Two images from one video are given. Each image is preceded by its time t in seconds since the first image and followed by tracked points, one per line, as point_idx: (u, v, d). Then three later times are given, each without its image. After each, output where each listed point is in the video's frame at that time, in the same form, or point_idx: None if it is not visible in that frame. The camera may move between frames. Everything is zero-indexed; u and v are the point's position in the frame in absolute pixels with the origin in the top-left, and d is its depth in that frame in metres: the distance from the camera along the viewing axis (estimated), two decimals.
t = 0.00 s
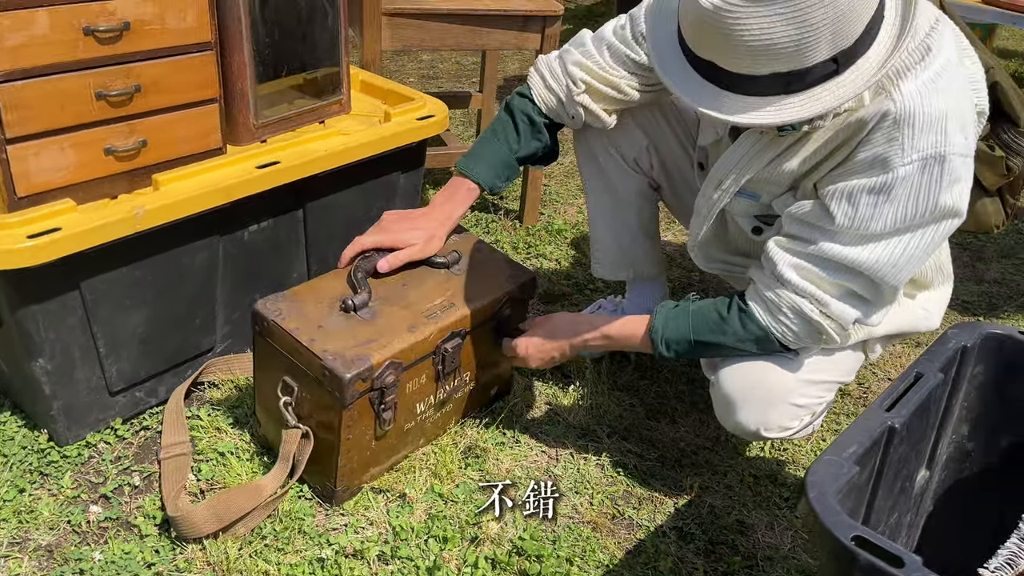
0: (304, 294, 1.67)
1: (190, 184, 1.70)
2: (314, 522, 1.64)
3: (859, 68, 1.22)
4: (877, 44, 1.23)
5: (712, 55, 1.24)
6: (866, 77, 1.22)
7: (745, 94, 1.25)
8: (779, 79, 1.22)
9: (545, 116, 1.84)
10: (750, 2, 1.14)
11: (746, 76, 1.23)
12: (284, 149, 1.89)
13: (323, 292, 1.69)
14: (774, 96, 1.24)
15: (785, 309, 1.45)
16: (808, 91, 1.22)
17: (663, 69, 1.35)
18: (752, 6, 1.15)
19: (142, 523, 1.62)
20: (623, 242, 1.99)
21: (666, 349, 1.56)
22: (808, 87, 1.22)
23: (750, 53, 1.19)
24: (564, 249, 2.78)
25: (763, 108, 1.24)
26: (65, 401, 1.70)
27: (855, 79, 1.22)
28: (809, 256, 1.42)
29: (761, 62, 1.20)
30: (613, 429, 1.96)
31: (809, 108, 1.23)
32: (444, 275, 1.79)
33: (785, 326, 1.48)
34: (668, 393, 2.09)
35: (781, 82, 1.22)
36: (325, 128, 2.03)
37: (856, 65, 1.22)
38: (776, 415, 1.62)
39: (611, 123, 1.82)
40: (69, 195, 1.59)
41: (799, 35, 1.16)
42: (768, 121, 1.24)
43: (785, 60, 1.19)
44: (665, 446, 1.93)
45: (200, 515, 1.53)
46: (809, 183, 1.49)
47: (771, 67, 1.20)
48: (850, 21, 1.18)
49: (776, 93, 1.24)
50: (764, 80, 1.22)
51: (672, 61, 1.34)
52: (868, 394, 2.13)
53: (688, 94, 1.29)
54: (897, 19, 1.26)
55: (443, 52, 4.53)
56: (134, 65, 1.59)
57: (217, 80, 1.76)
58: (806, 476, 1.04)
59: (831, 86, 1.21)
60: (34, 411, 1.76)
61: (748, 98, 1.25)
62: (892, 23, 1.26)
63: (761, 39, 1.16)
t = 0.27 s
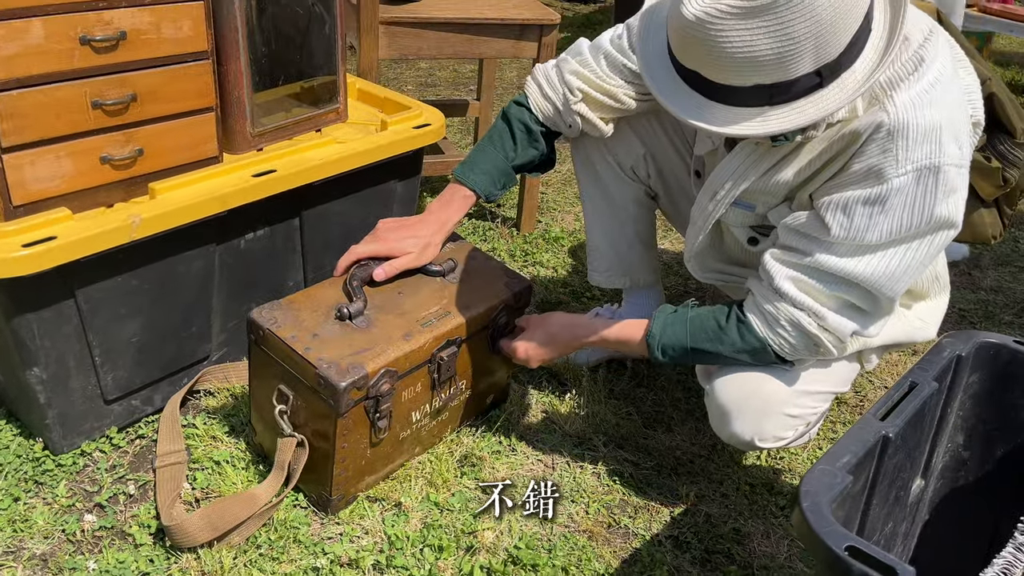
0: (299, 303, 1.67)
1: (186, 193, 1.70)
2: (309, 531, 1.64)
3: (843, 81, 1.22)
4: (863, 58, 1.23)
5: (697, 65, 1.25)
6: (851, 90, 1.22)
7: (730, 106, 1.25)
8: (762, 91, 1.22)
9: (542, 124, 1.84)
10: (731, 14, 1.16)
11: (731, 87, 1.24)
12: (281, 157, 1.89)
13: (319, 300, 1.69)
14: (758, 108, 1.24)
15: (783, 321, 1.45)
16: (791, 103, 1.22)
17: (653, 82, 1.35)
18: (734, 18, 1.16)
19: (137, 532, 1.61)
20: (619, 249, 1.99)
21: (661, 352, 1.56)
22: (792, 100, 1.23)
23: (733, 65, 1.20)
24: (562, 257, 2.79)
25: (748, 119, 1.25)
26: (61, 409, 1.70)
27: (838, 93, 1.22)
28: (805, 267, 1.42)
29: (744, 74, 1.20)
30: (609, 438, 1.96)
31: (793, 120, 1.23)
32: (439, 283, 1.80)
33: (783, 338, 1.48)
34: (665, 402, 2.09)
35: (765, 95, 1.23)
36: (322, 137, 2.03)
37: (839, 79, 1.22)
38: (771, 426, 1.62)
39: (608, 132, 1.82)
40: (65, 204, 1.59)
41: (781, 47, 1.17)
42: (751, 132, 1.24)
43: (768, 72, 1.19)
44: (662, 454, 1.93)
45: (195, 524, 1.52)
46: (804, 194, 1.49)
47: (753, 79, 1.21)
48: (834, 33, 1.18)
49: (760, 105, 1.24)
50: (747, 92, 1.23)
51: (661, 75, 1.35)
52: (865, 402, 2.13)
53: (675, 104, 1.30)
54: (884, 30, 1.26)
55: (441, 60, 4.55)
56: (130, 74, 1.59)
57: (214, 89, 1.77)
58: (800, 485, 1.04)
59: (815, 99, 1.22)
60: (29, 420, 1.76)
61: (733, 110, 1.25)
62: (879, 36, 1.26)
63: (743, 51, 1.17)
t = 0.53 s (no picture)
0: (301, 307, 1.68)
1: (189, 198, 1.71)
2: (310, 536, 1.64)
3: (842, 87, 1.23)
4: (863, 64, 1.24)
5: (698, 70, 1.25)
6: (850, 96, 1.22)
7: (731, 110, 1.26)
8: (763, 96, 1.23)
9: (543, 129, 1.84)
10: (731, 20, 1.16)
11: (733, 93, 1.24)
12: (283, 162, 1.90)
13: (320, 305, 1.69)
14: (759, 113, 1.24)
15: (787, 330, 1.45)
16: (792, 108, 1.23)
17: (654, 88, 1.36)
18: (734, 23, 1.16)
19: (139, 537, 1.62)
20: (621, 255, 1.99)
21: (664, 354, 1.57)
22: (793, 104, 1.23)
23: (733, 70, 1.20)
24: (563, 261, 2.79)
25: (749, 124, 1.25)
26: (63, 414, 1.70)
27: (838, 99, 1.22)
28: (809, 274, 1.42)
29: (744, 79, 1.21)
30: (611, 443, 1.97)
31: (794, 124, 1.23)
32: (441, 288, 1.80)
33: (787, 346, 1.48)
34: (666, 407, 2.09)
35: (765, 100, 1.23)
36: (324, 142, 2.04)
37: (839, 85, 1.22)
38: (775, 433, 1.62)
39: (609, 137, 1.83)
40: (67, 209, 1.60)
41: (780, 53, 1.17)
42: (752, 136, 1.25)
43: (768, 78, 1.20)
44: (663, 459, 1.93)
45: (197, 528, 1.53)
46: (807, 201, 1.49)
47: (754, 84, 1.21)
48: (835, 38, 1.19)
49: (760, 110, 1.24)
50: (748, 98, 1.24)
51: (662, 81, 1.35)
52: (866, 407, 2.13)
53: (676, 109, 1.31)
54: (884, 36, 1.27)
55: (443, 65, 4.56)
56: (133, 80, 1.60)
57: (217, 94, 1.77)
58: (801, 491, 1.05)
59: (816, 104, 1.22)
60: (31, 424, 1.76)
61: (734, 115, 1.26)
62: (879, 42, 1.26)
63: (744, 56, 1.18)
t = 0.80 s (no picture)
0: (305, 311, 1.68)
1: (194, 201, 1.71)
2: (313, 539, 1.65)
3: (846, 89, 1.23)
4: (868, 65, 1.24)
5: (703, 71, 1.25)
6: (853, 99, 1.23)
7: (735, 111, 1.26)
8: (767, 97, 1.23)
9: (547, 132, 1.85)
10: (736, 21, 1.16)
11: (737, 94, 1.24)
12: (288, 166, 1.91)
13: (324, 308, 1.70)
14: (763, 114, 1.25)
15: (788, 331, 1.46)
16: (796, 109, 1.23)
17: (659, 89, 1.36)
18: (738, 24, 1.16)
19: (142, 539, 1.62)
20: (624, 259, 1.99)
21: (667, 361, 1.57)
22: (798, 106, 1.23)
23: (738, 71, 1.21)
24: (566, 265, 2.79)
25: (753, 126, 1.25)
26: (68, 416, 1.71)
27: (842, 99, 1.23)
28: (811, 276, 1.43)
29: (749, 80, 1.21)
30: (614, 446, 1.97)
31: (799, 126, 1.24)
32: (444, 292, 1.81)
33: (788, 347, 1.48)
34: (669, 410, 2.09)
35: (770, 101, 1.23)
36: (328, 146, 2.04)
37: (843, 87, 1.23)
38: (780, 437, 1.62)
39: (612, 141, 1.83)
40: (73, 212, 1.61)
41: (785, 54, 1.17)
42: (757, 138, 1.25)
43: (773, 79, 1.20)
44: (666, 463, 1.93)
45: (200, 531, 1.53)
46: (811, 204, 1.50)
47: (758, 86, 1.21)
48: (840, 40, 1.19)
49: (765, 111, 1.25)
50: (753, 99, 1.24)
51: (667, 82, 1.35)
52: (870, 411, 2.13)
53: (681, 110, 1.31)
54: (889, 38, 1.26)
55: (447, 69, 4.57)
56: (139, 84, 1.61)
57: (222, 98, 1.78)
58: (803, 495, 1.05)
59: (820, 105, 1.23)
60: (36, 427, 1.77)
61: (739, 116, 1.26)
62: (884, 43, 1.26)
63: (748, 57, 1.18)
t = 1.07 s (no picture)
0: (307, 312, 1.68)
1: (198, 202, 1.72)
2: (315, 540, 1.64)
3: (856, 91, 1.22)
4: (878, 67, 1.23)
5: (712, 73, 1.25)
6: (863, 100, 1.22)
7: (745, 113, 1.26)
8: (777, 99, 1.23)
9: (552, 135, 1.85)
10: (747, 22, 1.16)
11: (747, 96, 1.24)
12: (291, 167, 1.91)
13: (327, 309, 1.70)
14: (772, 116, 1.25)
15: (789, 330, 1.46)
16: (806, 111, 1.23)
17: (667, 90, 1.35)
18: (749, 26, 1.16)
19: (144, 539, 1.62)
20: (629, 261, 1.99)
21: (671, 373, 1.56)
22: (808, 108, 1.23)
23: (747, 73, 1.20)
24: (569, 267, 2.79)
25: (763, 127, 1.25)
26: (70, 416, 1.71)
27: (853, 102, 1.22)
28: (813, 276, 1.42)
29: (759, 83, 1.21)
30: (616, 449, 1.96)
31: (808, 128, 1.23)
32: (447, 293, 1.80)
33: (790, 346, 1.48)
34: (671, 413, 2.09)
35: (780, 102, 1.23)
36: (332, 146, 2.04)
37: (853, 89, 1.22)
38: (787, 438, 1.62)
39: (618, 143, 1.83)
40: (76, 213, 1.61)
41: (796, 56, 1.17)
42: (765, 140, 1.25)
43: (783, 81, 1.20)
44: (668, 465, 1.93)
45: (202, 531, 1.53)
46: (815, 205, 1.49)
47: (768, 87, 1.21)
48: (850, 41, 1.19)
49: (774, 113, 1.25)
50: (763, 101, 1.24)
51: (675, 83, 1.35)
52: (874, 415, 2.12)
53: (690, 112, 1.30)
54: (898, 40, 1.26)
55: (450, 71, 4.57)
56: (143, 85, 1.61)
57: (226, 99, 1.78)
58: (806, 498, 1.04)
59: (831, 107, 1.22)
60: (39, 427, 1.77)
61: (748, 117, 1.26)
62: (893, 45, 1.26)
63: (758, 59, 1.18)
